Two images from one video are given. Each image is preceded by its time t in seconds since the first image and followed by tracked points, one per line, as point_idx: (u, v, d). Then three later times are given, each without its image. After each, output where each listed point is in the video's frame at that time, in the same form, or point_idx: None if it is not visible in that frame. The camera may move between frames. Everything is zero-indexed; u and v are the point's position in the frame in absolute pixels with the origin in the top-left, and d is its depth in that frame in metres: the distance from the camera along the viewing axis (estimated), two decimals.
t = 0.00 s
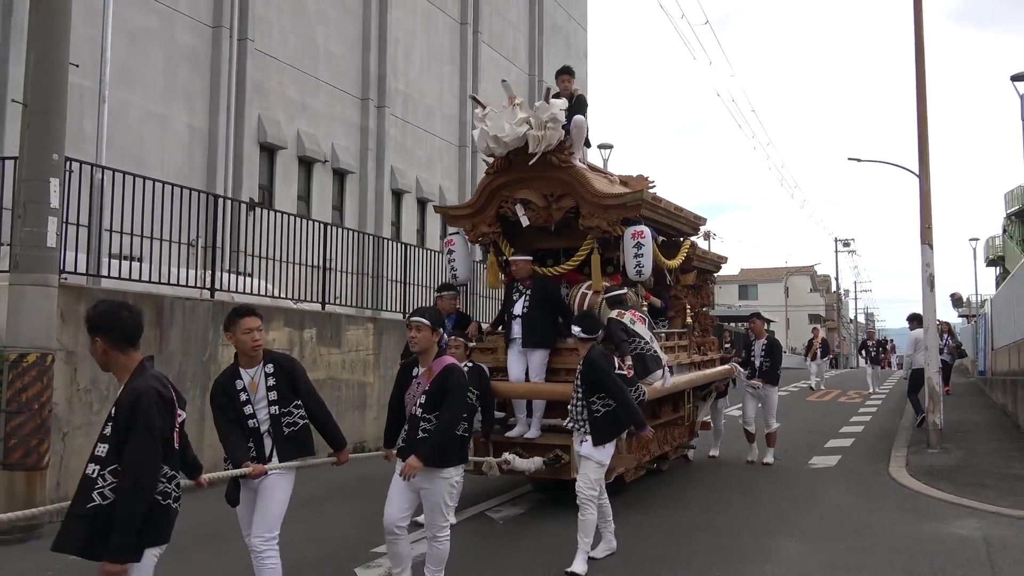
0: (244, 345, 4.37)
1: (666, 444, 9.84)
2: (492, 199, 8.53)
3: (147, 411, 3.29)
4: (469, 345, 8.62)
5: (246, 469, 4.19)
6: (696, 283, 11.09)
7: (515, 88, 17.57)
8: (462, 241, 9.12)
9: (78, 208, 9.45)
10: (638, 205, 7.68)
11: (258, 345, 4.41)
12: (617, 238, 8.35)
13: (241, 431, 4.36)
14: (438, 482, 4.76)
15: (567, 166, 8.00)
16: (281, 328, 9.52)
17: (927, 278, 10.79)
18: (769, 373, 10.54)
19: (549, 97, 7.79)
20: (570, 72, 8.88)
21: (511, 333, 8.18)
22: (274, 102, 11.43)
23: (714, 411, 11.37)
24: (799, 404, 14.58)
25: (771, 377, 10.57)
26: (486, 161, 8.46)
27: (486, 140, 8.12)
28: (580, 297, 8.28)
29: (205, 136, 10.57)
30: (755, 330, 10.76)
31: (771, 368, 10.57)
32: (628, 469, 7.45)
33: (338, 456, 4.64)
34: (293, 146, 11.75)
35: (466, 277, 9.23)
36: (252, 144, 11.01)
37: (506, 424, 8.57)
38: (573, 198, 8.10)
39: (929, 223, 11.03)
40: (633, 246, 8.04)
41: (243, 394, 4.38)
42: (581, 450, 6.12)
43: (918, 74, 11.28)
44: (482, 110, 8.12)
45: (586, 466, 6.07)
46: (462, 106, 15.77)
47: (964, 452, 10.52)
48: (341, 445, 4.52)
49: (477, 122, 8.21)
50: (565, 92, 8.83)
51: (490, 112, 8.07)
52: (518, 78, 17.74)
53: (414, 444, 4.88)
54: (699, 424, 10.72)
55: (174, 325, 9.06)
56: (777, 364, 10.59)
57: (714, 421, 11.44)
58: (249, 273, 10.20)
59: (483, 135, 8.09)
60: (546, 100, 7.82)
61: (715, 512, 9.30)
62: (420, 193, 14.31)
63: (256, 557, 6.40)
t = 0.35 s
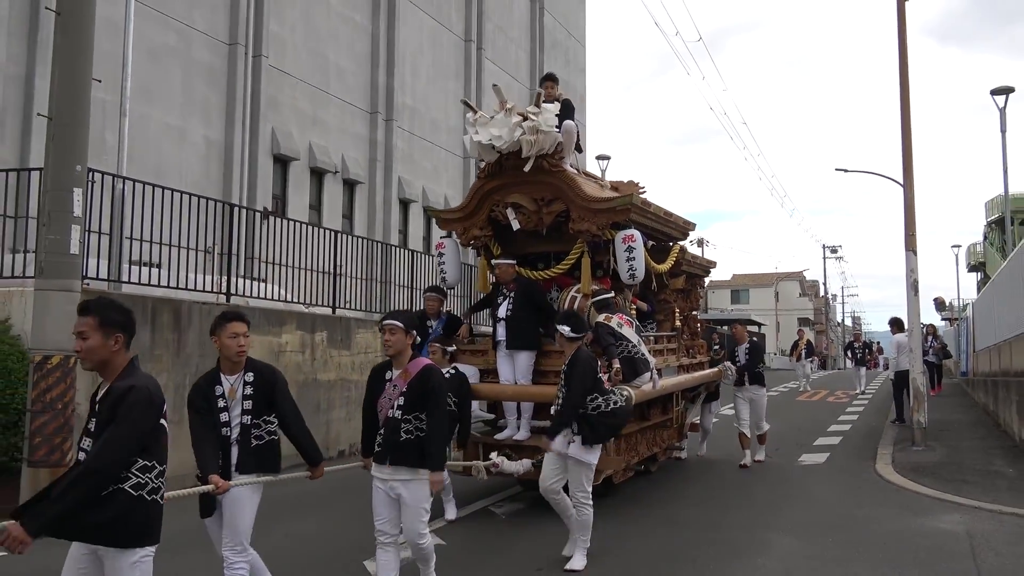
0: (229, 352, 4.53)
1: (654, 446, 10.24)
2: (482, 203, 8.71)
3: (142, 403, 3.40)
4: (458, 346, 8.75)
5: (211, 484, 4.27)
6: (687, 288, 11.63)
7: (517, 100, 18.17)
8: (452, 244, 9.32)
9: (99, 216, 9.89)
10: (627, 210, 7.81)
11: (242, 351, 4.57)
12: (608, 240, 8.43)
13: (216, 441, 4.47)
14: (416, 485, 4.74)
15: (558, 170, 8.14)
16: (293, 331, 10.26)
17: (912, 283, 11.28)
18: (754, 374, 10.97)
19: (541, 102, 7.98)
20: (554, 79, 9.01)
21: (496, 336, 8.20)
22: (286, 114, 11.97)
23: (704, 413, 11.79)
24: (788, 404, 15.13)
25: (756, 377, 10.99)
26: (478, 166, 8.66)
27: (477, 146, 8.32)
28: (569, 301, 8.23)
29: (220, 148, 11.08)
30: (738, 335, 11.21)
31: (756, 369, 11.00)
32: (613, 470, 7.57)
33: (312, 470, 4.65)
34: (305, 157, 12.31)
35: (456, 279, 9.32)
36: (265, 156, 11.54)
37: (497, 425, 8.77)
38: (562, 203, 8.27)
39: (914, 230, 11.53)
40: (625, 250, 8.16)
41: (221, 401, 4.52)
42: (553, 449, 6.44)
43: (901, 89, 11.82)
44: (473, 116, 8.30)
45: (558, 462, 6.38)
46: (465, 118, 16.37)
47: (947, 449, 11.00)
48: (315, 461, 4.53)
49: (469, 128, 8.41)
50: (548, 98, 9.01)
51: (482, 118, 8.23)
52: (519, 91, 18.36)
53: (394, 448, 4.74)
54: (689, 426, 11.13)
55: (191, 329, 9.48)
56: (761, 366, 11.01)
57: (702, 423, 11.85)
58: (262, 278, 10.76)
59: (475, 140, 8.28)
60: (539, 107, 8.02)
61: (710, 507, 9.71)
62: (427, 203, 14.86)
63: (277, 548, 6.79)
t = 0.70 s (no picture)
0: (205, 353, 4.46)
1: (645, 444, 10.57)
2: (467, 209, 8.95)
3: (112, 415, 3.26)
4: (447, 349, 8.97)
5: (179, 493, 4.16)
6: (678, 287, 12.12)
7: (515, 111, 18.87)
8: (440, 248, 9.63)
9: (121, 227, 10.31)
10: (609, 212, 7.97)
11: (222, 353, 4.51)
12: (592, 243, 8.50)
13: (188, 442, 4.37)
14: (403, 483, 4.78)
15: (540, 173, 8.32)
16: (307, 334, 11.03)
17: (896, 282, 11.78)
18: (736, 368, 11.34)
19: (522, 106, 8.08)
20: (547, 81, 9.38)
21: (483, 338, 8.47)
22: (299, 130, 12.79)
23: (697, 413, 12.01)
24: (781, 400, 15.74)
25: (739, 372, 11.33)
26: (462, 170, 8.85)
27: (463, 146, 8.45)
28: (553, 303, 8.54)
29: (235, 160, 11.71)
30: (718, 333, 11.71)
31: (739, 365, 11.37)
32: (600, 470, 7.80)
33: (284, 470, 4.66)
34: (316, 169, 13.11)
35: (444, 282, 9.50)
36: (278, 168, 12.28)
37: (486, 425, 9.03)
38: (546, 205, 8.43)
39: (898, 231, 12.04)
40: (607, 250, 8.22)
41: (194, 402, 4.42)
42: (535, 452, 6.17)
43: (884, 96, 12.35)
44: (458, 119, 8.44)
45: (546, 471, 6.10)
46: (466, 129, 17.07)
47: (934, 441, 11.48)
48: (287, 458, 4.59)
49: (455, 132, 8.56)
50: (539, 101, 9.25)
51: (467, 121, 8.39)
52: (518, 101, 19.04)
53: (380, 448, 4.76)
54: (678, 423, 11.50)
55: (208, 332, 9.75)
56: (744, 361, 11.37)
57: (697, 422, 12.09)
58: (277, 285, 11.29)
59: (461, 143, 8.41)
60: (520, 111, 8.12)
61: (705, 499, 10.17)
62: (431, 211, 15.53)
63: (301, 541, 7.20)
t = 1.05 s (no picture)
0: (159, 352, 4.43)
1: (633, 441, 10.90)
2: (455, 210, 9.04)
3: (97, 410, 3.34)
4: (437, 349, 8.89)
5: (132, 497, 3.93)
6: (665, 288, 12.60)
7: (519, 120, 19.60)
8: (429, 250, 9.64)
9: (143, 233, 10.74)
10: (594, 213, 8.10)
11: (171, 350, 4.47)
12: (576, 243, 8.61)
13: (133, 444, 4.28)
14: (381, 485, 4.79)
15: (529, 175, 8.39)
16: (322, 334, 11.75)
17: (882, 285, 12.34)
18: (726, 369, 11.74)
19: (506, 111, 8.35)
20: (537, 87, 9.07)
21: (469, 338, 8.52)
22: (314, 140, 13.66)
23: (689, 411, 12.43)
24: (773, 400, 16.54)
25: (727, 373, 11.76)
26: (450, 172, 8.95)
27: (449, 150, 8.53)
28: (541, 304, 8.56)
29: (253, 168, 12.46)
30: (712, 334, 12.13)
31: (729, 366, 11.79)
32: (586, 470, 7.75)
33: (246, 470, 4.55)
34: (330, 177, 14.00)
35: (434, 283, 9.58)
36: (294, 176, 13.13)
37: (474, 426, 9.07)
38: (533, 207, 8.55)
39: (885, 236, 12.60)
40: (589, 251, 8.23)
41: (141, 404, 4.35)
42: (522, 450, 6.13)
43: (872, 107, 12.91)
44: (442, 121, 8.53)
45: (532, 468, 6.11)
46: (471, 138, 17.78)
47: (918, 438, 11.99)
48: (245, 458, 4.51)
49: (439, 132, 8.59)
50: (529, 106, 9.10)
51: (450, 124, 8.47)
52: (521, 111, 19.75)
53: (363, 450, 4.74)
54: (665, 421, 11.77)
55: (227, 334, 10.23)
56: (733, 363, 11.79)
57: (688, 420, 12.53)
58: (292, 286, 11.94)
59: (445, 147, 8.54)
60: (503, 115, 8.43)
61: (697, 488, 10.75)
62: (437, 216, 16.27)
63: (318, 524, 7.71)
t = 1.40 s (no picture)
0: (127, 358, 4.03)
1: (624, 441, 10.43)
2: (454, 209, 8.86)
3: (38, 428, 3.16)
4: (432, 350, 8.51)
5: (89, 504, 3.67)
6: (651, 288, 12.51)
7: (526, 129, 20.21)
8: (424, 249, 9.28)
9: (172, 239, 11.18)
10: (596, 214, 8.11)
11: (142, 356, 4.09)
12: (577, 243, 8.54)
13: (99, 453, 3.92)
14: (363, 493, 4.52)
15: (530, 174, 8.30)
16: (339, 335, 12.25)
17: (879, 286, 12.76)
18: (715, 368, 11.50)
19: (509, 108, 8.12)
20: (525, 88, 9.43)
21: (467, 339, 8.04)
22: (329, 149, 14.29)
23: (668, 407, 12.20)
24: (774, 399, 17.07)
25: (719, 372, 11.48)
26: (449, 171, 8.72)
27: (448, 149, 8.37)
28: (542, 304, 8.31)
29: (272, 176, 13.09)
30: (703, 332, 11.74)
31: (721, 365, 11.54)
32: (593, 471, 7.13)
33: (223, 481, 4.24)
34: (345, 184, 14.62)
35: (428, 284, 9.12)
36: (311, 183, 13.74)
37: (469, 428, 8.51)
38: (534, 207, 8.46)
39: (881, 238, 13.04)
40: (589, 251, 8.22)
41: (110, 412, 4.00)
42: (516, 454, 5.74)
43: (868, 115, 13.37)
44: (444, 120, 8.40)
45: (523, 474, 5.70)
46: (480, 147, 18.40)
47: (914, 433, 12.34)
48: (221, 468, 4.21)
49: (440, 132, 8.53)
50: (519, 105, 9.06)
51: (452, 122, 8.37)
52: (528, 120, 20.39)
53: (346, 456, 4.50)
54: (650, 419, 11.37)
55: (250, 334, 10.75)
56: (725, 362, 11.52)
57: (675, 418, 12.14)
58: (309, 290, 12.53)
59: (446, 145, 8.39)
60: (507, 112, 8.17)
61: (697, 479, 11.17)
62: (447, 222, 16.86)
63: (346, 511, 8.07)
